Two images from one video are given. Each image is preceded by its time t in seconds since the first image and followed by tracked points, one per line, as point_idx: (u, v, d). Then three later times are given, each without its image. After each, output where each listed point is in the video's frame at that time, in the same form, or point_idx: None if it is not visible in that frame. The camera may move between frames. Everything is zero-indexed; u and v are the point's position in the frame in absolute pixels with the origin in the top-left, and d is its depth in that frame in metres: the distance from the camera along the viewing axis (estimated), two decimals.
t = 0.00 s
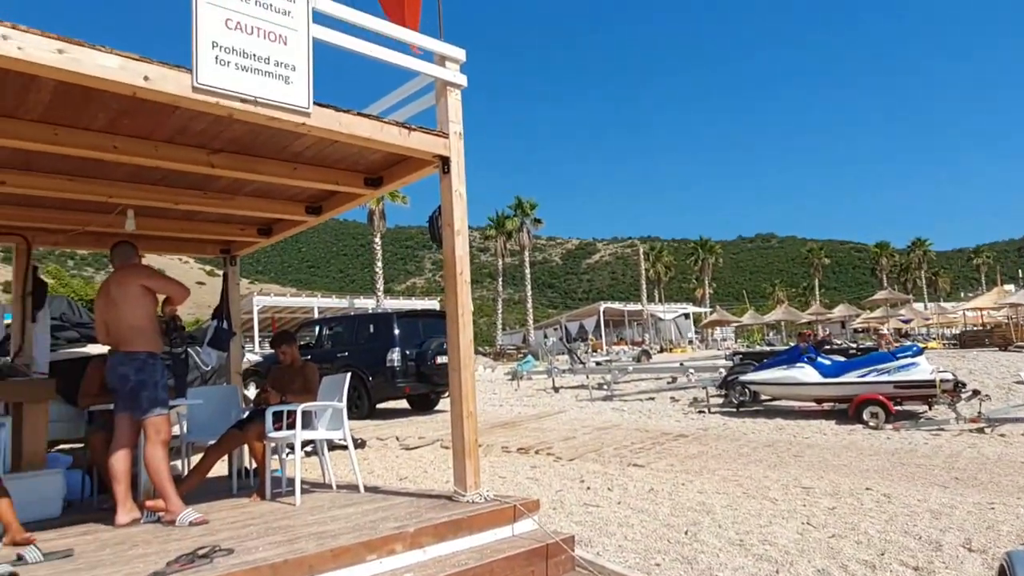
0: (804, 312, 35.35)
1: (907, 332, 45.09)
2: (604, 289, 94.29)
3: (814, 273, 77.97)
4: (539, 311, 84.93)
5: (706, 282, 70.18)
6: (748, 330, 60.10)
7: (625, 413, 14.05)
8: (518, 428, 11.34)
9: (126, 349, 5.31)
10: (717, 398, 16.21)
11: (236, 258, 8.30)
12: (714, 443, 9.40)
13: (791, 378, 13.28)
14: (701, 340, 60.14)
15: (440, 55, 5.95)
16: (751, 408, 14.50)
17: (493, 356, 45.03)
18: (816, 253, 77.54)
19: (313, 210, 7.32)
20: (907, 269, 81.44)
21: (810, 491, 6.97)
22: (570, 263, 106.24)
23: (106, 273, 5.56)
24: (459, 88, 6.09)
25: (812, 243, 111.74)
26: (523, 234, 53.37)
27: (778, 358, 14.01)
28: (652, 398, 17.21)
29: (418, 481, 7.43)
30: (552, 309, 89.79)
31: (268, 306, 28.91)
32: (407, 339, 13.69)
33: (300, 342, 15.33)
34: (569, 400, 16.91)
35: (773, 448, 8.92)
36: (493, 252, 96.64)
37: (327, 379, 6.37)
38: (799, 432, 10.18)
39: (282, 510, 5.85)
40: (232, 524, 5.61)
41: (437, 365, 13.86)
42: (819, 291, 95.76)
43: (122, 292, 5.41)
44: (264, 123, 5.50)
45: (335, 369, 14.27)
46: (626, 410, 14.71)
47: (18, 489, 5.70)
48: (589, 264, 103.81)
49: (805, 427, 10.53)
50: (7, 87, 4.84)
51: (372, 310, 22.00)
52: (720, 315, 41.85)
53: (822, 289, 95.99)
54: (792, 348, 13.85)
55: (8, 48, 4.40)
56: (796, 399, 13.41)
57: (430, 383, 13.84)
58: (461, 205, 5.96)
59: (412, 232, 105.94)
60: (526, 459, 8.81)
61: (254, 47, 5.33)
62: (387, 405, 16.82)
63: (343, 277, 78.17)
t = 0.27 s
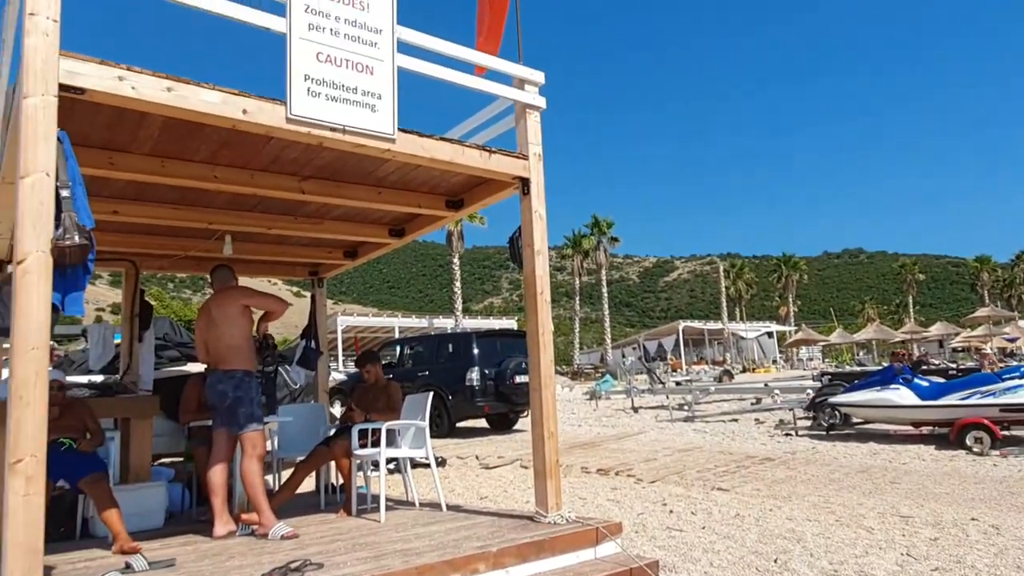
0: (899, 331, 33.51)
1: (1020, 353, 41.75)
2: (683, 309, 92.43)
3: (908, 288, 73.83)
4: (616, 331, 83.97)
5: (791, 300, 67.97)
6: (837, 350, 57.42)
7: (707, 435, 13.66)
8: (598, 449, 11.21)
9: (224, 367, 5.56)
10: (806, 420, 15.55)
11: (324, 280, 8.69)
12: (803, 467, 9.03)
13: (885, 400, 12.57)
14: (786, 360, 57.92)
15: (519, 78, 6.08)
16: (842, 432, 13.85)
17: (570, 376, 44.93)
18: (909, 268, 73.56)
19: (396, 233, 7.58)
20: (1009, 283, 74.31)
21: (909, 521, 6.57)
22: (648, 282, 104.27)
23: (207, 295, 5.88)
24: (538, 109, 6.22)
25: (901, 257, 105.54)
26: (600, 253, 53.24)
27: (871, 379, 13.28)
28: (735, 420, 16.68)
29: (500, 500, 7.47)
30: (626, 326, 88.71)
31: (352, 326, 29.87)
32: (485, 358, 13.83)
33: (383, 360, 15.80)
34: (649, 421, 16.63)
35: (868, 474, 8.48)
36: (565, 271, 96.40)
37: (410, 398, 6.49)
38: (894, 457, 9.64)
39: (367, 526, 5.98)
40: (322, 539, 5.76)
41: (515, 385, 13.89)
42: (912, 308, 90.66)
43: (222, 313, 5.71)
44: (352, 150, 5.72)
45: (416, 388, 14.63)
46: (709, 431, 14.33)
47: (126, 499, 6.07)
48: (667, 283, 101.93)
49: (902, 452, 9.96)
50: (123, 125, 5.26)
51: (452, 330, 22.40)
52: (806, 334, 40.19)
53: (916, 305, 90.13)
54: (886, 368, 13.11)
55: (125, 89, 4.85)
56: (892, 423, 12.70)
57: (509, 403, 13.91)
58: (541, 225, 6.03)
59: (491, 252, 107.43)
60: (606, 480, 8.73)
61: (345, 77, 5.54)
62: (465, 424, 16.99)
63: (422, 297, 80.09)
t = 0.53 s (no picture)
0: (979, 353, 31.93)
1: None
2: (746, 330, 90.30)
3: (986, 307, 70.26)
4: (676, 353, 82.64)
5: (859, 320, 65.83)
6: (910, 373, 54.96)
7: (775, 461, 13.27)
8: (661, 474, 11.03)
9: (297, 392, 5.69)
10: (879, 446, 14.91)
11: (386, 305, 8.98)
12: (878, 495, 8.66)
13: (965, 425, 11.97)
14: (855, 383, 55.81)
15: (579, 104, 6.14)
16: (918, 459, 13.22)
17: (629, 399, 44.48)
18: (987, 285, 70.04)
19: (456, 258, 7.79)
20: None
21: (995, 554, 6.18)
22: (708, 302, 102.28)
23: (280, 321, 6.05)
24: (597, 135, 6.27)
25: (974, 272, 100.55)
26: (659, 275, 52.84)
27: (949, 404, 12.69)
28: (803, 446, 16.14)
29: (562, 527, 7.41)
30: (686, 348, 87.30)
31: (412, 350, 30.40)
32: (546, 382, 13.85)
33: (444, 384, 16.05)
34: (712, 446, 16.28)
35: (948, 504, 8.05)
36: (619, 291, 95.69)
37: (472, 423, 6.58)
38: (977, 486, 9.14)
39: (430, 550, 6.00)
40: (386, 562, 5.80)
41: (575, 409, 13.83)
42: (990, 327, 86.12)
43: (296, 338, 5.87)
44: (415, 179, 5.84)
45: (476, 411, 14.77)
46: (775, 457, 13.92)
47: (201, 519, 6.27)
48: (728, 304, 99.65)
49: (985, 481, 9.44)
50: (202, 161, 5.53)
51: (510, 354, 22.48)
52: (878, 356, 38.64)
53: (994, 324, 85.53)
54: (964, 392, 12.51)
55: (204, 127, 5.09)
56: (973, 449, 12.04)
57: (570, 427, 13.85)
58: (603, 249, 6.06)
59: (550, 273, 108.39)
60: (670, 506, 8.57)
61: (409, 109, 5.67)
62: (525, 448, 16.96)
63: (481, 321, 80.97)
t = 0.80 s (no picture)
0: None
1: None
2: (789, 358, 88.35)
3: None
4: (717, 383, 81.08)
5: (907, 348, 64.00)
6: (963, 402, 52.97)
7: (822, 495, 12.91)
8: (704, 508, 10.84)
9: (347, 426, 5.76)
10: (933, 479, 14.38)
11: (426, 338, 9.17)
12: (933, 531, 8.35)
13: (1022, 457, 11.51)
14: (905, 412, 54.06)
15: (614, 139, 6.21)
16: (975, 493, 12.70)
17: (670, 430, 43.84)
18: None
19: (495, 292, 7.94)
20: None
21: None
22: (749, 331, 100.66)
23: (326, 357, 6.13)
24: (633, 168, 6.31)
25: None
26: (698, 304, 52.35)
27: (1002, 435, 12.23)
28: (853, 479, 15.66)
29: (604, 561, 7.31)
30: (728, 378, 85.65)
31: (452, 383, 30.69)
32: (585, 414, 13.76)
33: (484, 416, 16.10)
34: (757, 479, 15.92)
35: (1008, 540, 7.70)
36: (657, 320, 95.05)
37: (512, 457, 6.60)
38: None
39: None
40: None
41: (615, 441, 13.68)
42: None
43: (345, 373, 5.96)
44: (455, 216, 5.93)
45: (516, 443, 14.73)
46: (823, 490, 13.55)
47: (246, 553, 6.30)
48: (769, 332, 97.95)
49: None
50: (249, 203, 5.69)
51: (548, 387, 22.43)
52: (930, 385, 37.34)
53: None
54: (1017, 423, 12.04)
55: (252, 171, 5.24)
56: None
57: (610, 460, 13.68)
58: (641, 282, 6.12)
59: (587, 305, 108.44)
60: (715, 542, 8.39)
61: (447, 147, 5.76)
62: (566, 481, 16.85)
63: (519, 352, 81.16)
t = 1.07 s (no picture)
0: None
1: None
2: (817, 393, 86.82)
3: None
4: (745, 418, 79.65)
5: (939, 381, 62.70)
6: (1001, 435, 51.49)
7: (856, 533, 12.64)
8: (734, 548, 10.66)
9: (387, 466, 5.73)
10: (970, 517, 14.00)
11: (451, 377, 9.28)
12: (970, 570, 8.13)
13: None
14: (939, 446, 52.78)
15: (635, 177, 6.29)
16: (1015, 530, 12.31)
17: (697, 466, 43.22)
18: None
19: (519, 330, 8.04)
20: None
21: None
22: (774, 364, 99.78)
23: (361, 398, 6.10)
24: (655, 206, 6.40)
25: None
26: (722, 337, 51.95)
27: None
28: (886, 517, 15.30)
29: None
30: (755, 412, 84.31)
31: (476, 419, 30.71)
32: (611, 451, 13.70)
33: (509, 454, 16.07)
34: (788, 517, 15.63)
35: None
36: (681, 355, 94.31)
37: (538, 496, 6.58)
38: None
39: None
40: None
41: (642, 478, 13.55)
42: None
43: (384, 415, 5.96)
44: (479, 257, 6.02)
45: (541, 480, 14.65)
46: (856, 529, 13.28)
47: None
48: (796, 365, 96.86)
49: None
50: (276, 249, 5.79)
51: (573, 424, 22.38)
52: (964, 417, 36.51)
53: None
54: None
55: (280, 217, 5.33)
56: None
57: (637, 497, 13.51)
58: (664, 319, 6.18)
59: (611, 339, 107.83)
60: None
61: (471, 190, 5.84)
62: (592, 520, 16.68)
63: (543, 388, 80.91)
